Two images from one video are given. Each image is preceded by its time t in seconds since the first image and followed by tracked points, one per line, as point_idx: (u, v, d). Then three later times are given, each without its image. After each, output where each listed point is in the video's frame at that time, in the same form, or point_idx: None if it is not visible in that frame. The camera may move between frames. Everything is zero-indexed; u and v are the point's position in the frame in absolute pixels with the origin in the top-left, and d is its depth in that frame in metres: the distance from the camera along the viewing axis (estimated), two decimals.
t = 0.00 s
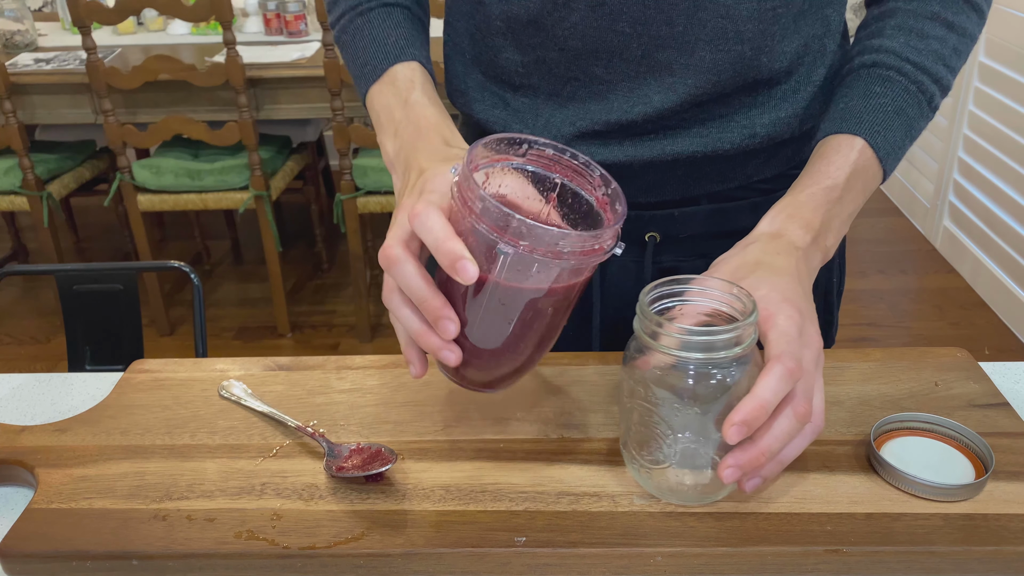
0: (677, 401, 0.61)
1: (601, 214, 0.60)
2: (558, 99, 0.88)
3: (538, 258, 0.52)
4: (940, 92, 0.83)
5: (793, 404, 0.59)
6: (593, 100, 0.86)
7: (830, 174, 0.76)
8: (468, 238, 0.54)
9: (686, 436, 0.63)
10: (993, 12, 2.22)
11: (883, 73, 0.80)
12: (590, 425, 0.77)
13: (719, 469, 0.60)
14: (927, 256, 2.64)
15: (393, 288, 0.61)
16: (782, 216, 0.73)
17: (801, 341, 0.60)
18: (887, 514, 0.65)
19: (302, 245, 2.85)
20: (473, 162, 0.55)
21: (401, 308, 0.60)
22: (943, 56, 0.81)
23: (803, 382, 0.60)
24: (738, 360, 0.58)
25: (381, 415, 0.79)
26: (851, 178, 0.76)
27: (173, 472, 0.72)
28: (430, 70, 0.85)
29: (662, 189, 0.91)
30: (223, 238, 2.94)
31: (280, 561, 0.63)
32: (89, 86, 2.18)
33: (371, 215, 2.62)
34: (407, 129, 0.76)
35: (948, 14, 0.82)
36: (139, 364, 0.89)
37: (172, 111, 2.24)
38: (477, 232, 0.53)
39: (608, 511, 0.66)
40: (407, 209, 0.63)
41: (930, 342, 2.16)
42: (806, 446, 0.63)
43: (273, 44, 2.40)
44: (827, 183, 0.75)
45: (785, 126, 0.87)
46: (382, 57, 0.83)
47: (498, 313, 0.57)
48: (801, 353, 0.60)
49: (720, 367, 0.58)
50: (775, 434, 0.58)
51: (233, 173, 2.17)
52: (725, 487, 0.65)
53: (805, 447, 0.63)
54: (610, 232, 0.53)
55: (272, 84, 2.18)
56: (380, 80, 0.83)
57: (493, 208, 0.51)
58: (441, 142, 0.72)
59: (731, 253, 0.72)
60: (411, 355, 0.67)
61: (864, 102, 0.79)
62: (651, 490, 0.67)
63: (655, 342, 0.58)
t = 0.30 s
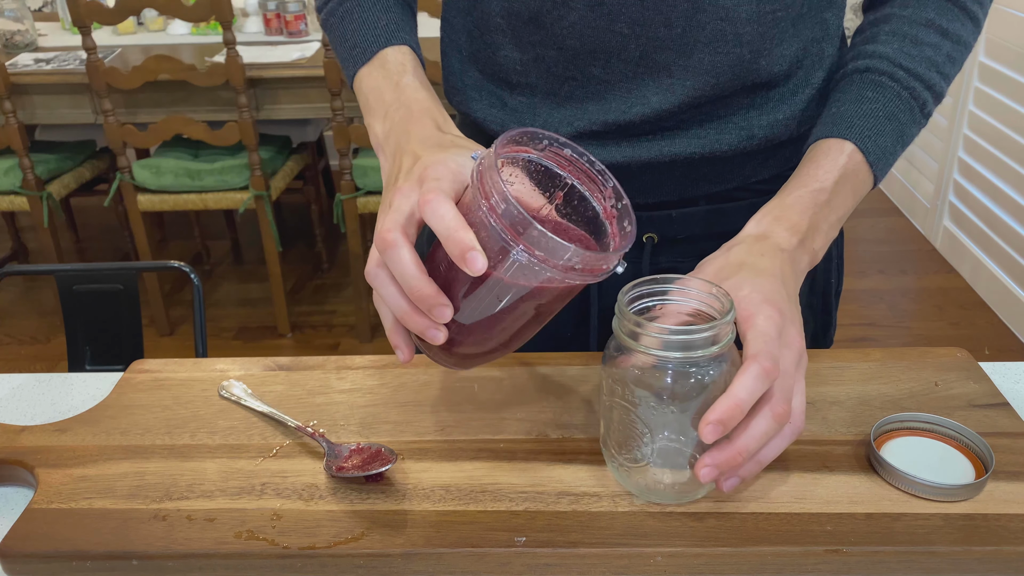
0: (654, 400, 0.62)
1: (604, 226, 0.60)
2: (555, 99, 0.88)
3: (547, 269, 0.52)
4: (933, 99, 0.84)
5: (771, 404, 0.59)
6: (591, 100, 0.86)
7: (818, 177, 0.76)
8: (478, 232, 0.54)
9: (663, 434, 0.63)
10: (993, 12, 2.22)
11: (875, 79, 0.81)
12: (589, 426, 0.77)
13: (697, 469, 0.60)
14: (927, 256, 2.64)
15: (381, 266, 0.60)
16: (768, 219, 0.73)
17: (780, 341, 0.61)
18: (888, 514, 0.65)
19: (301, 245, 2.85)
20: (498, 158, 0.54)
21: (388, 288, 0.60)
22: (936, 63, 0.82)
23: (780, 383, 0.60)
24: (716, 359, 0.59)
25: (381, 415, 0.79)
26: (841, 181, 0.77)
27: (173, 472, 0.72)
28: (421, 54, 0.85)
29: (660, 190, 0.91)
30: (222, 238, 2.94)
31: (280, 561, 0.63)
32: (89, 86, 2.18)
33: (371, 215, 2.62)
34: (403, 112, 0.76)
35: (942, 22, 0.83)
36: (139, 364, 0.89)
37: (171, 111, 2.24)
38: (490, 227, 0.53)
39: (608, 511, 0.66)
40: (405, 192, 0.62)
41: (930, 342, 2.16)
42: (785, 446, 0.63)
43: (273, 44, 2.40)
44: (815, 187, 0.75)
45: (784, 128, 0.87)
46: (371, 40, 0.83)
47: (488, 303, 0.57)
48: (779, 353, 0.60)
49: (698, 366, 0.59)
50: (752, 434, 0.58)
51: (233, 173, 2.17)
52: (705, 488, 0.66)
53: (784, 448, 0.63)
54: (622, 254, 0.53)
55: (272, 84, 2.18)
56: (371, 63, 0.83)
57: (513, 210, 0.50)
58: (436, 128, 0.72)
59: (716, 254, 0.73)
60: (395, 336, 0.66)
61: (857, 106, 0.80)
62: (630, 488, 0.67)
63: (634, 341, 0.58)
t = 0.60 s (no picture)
0: (650, 399, 0.62)
1: (607, 236, 0.61)
2: (554, 98, 0.88)
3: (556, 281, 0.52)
4: (931, 104, 0.84)
5: (766, 403, 0.59)
6: (590, 99, 0.86)
7: (814, 179, 0.76)
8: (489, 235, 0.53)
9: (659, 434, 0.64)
10: (993, 12, 2.22)
11: (873, 82, 0.81)
12: (588, 426, 0.77)
13: (693, 467, 0.60)
14: (927, 256, 2.64)
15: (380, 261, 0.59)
16: (764, 219, 0.73)
17: (775, 339, 0.61)
18: (888, 514, 0.65)
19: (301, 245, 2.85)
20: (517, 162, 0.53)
21: (387, 284, 0.59)
22: (934, 67, 0.82)
23: (775, 381, 0.60)
24: (711, 359, 0.59)
25: (381, 415, 0.79)
26: (837, 183, 0.77)
27: (173, 472, 0.72)
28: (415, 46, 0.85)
29: (659, 191, 0.91)
30: (222, 238, 2.94)
31: (280, 561, 0.63)
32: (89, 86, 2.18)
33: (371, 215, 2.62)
34: (401, 107, 0.75)
35: (941, 26, 0.83)
36: (139, 364, 0.89)
37: (171, 111, 2.24)
38: (501, 232, 0.52)
39: (608, 511, 0.66)
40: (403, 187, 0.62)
41: (931, 343, 2.16)
42: (781, 446, 0.64)
43: (273, 44, 2.40)
44: (811, 189, 0.76)
45: (782, 129, 0.87)
46: (365, 30, 0.83)
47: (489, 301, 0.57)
48: (774, 351, 0.60)
49: (693, 366, 0.59)
50: (747, 433, 0.59)
51: (233, 173, 2.17)
52: (701, 488, 0.66)
53: (778, 447, 0.63)
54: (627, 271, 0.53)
55: (272, 84, 2.18)
56: (366, 53, 0.83)
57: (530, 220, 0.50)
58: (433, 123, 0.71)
59: (711, 254, 0.73)
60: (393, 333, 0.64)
61: (854, 109, 0.80)
62: (626, 488, 0.67)
63: (629, 341, 0.58)
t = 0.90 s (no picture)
0: (649, 399, 0.62)
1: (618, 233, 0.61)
2: (554, 97, 0.88)
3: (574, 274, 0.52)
4: (928, 103, 0.84)
5: (765, 401, 0.59)
6: (591, 99, 0.86)
7: (810, 177, 0.76)
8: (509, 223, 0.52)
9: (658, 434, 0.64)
10: (993, 12, 2.22)
11: (870, 81, 0.81)
12: (588, 426, 0.77)
13: (692, 466, 0.60)
14: (927, 256, 2.63)
15: (389, 244, 0.58)
16: (761, 218, 0.73)
17: (773, 336, 0.61)
18: (888, 514, 0.65)
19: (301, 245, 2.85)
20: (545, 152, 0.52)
21: (394, 268, 0.58)
22: (931, 67, 0.82)
23: (773, 379, 0.60)
24: (709, 357, 0.59)
25: (381, 415, 0.79)
26: (834, 181, 0.77)
27: (173, 472, 0.72)
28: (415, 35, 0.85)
29: (660, 191, 0.91)
30: (222, 238, 2.94)
31: (279, 561, 0.63)
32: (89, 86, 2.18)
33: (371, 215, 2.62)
34: (407, 94, 0.74)
35: (938, 26, 0.83)
36: (139, 364, 0.89)
37: (171, 111, 2.24)
38: (521, 221, 0.52)
39: (608, 511, 0.66)
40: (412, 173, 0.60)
41: (931, 342, 2.16)
42: (779, 443, 0.64)
43: (273, 44, 2.40)
44: (807, 187, 0.76)
45: (783, 129, 0.88)
46: (367, 20, 0.82)
47: (500, 289, 0.56)
48: (772, 349, 0.60)
49: (691, 365, 0.59)
50: (747, 431, 0.59)
51: (233, 173, 2.17)
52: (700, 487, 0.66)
53: (777, 445, 0.63)
54: (644, 269, 0.53)
55: (272, 84, 2.18)
56: (368, 41, 0.82)
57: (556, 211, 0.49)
58: (441, 110, 0.70)
59: (709, 253, 0.73)
60: (398, 318, 0.62)
61: (851, 108, 0.80)
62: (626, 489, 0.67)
63: (628, 341, 0.58)
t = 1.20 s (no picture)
0: (642, 399, 0.62)
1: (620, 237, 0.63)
2: (553, 96, 0.88)
3: (578, 274, 0.52)
4: (926, 105, 0.84)
5: (758, 400, 0.59)
6: (590, 98, 0.86)
7: (805, 177, 0.77)
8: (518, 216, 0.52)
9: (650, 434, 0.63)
10: (993, 12, 2.22)
11: (867, 82, 0.81)
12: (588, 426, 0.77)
13: (685, 466, 0.60)
14: (927, 256, 2.63)
15: (387, 222, 0.56)
16: (755, 217, 0.73)
17: (765, 335, 0.61)
18: (888, 514, 0.65)
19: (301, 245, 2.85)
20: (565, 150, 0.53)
21: (391, 247, 0.56)
22: (929, 69, 0.82)
23: (765, 378, 0.60)
24: (702, 356, 0.60)
25: (381, 415, 0.79)
26: (829, 181, 0.77)
27: (173, 472, 0.72)
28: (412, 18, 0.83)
29: (659, 191, 0.91)
30: (222, 238, 2.94)
31: (279, 561, 0.63)
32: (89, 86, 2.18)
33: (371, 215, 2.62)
34: (409, 74, 0.71)
35: (937, 28, 0.83)
36: (139, 364, 0.89)
37: (171, 111, 2.24)
38: (532, 215, 0.52)
39: (608, 511, 0.66)
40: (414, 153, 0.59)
41: (931, 342, 2.16)
42: (773, 442, 0.64)
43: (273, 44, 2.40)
44: (802, 186, 0.76)
45: (782, 130, 0.88)
46: (366, 4, 0.80)
47: (499, 282, 0.56)
48: (765, 347, 0.60)
49: (684, 364, 0.59)
50: (739, 430, 0.59)
51: (233, 173, 2.17)
52: (692, 486, 0.66)
53: (772, 444, 0.63)
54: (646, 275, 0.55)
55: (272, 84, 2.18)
56: (366, 26, 0.80)
57: (572, 210, 0.50)
58: (444, 93, 0.68)
59: (703, 252, 0.73)
60: (390, 299, 0.61)
61: (848, 109, 0.80)
62: (622, 489, 0.67)
63: (621, 341, 0.58)
